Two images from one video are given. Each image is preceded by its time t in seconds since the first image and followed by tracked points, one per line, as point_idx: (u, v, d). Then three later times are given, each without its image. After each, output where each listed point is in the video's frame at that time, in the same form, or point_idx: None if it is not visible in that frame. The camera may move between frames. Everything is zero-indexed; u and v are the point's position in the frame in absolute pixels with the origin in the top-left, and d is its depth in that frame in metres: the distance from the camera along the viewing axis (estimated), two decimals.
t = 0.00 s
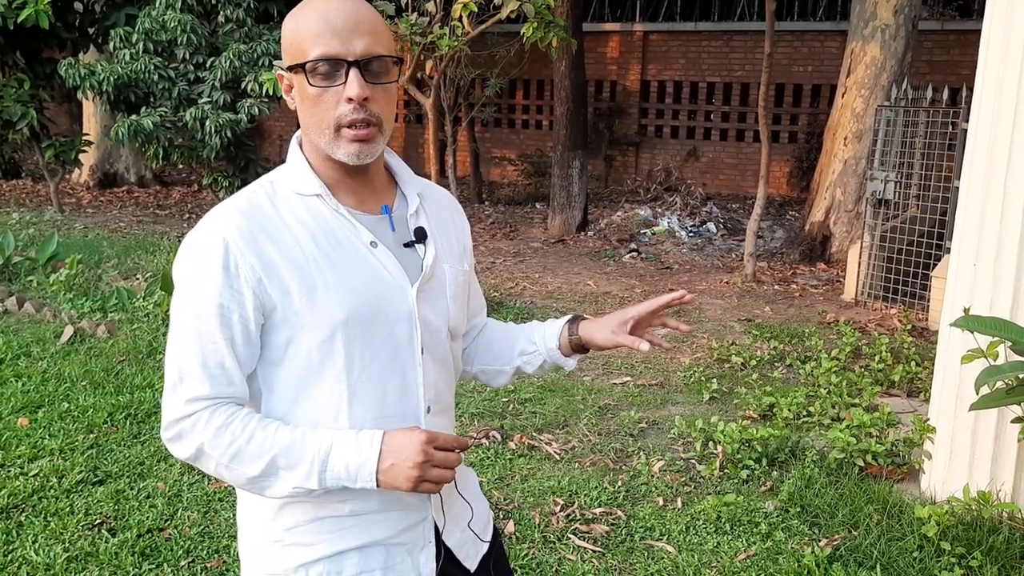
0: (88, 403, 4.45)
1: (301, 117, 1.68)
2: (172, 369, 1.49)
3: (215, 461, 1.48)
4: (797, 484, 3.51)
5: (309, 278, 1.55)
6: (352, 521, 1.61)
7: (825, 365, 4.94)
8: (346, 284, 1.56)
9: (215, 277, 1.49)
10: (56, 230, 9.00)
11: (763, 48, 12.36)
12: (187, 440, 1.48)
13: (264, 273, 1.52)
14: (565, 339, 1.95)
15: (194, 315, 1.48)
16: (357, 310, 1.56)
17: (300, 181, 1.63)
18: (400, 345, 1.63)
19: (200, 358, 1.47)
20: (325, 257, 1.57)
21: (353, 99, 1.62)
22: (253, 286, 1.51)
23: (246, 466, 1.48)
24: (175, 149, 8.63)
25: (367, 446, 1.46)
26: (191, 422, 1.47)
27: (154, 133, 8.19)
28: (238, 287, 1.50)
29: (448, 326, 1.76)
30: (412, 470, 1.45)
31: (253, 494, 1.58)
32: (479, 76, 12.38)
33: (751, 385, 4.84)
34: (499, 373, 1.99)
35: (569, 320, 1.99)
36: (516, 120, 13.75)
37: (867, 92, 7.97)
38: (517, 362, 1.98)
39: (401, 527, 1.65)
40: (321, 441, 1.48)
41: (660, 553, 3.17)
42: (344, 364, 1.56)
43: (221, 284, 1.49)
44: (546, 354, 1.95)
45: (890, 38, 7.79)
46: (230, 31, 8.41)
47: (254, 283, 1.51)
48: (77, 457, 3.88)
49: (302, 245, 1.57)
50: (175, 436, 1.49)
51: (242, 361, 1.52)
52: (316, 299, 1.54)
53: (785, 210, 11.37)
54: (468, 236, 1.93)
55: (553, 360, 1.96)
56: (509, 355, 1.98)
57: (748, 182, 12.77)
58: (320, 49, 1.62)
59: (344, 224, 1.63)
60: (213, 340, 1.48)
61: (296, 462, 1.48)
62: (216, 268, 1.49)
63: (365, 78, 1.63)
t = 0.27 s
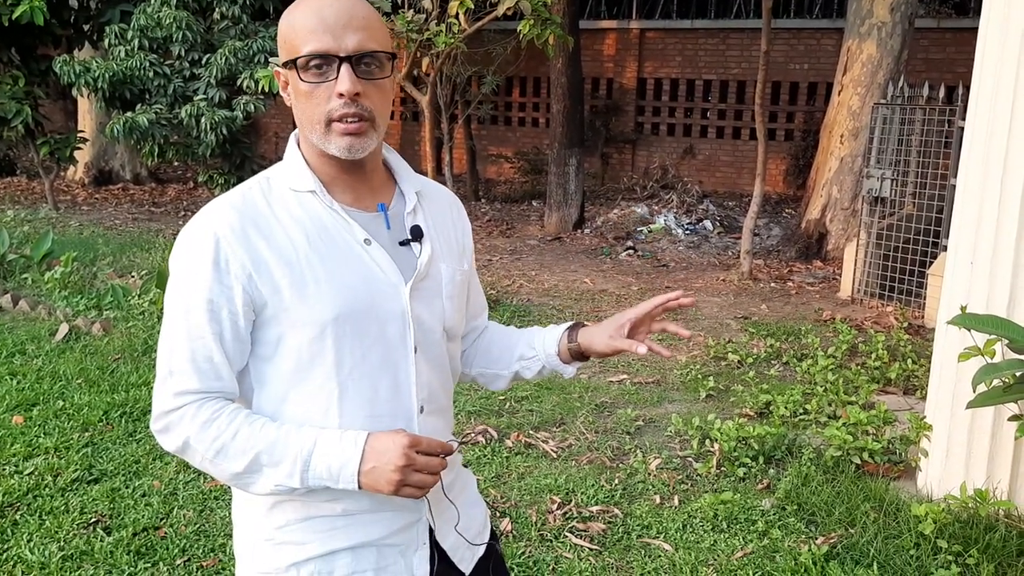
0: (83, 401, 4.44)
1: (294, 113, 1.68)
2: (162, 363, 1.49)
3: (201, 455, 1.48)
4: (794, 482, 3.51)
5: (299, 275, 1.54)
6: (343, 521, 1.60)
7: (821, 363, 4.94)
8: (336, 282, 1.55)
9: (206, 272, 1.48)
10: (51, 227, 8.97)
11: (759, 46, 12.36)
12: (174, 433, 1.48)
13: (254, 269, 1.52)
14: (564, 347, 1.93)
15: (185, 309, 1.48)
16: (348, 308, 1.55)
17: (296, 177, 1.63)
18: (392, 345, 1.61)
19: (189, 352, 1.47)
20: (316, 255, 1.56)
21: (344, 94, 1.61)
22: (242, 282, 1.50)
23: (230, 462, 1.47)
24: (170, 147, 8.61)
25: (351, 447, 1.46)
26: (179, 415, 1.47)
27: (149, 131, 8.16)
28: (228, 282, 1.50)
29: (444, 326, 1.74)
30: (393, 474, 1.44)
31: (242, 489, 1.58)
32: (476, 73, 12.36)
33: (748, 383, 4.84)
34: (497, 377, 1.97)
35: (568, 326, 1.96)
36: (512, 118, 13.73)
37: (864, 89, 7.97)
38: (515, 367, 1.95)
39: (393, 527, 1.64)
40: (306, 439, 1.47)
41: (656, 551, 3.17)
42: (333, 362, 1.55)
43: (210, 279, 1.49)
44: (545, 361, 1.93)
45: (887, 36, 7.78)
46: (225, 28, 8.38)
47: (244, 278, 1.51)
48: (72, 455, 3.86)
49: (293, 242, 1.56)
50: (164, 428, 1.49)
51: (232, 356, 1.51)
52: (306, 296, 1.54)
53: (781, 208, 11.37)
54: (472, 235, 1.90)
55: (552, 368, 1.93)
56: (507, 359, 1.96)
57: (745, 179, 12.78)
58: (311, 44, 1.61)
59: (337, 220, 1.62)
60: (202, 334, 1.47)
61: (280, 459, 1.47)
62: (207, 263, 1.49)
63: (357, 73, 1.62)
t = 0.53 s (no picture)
0: (72, 400, 4.41)
1: (287, 112, 1.66)
2: (150, 361, 1.48)
3: (186, 454, 1.46)
4: (786, 480, 3.51)
5: (287, 274, 1.53)
6: (323, 523, 1.59)
7: (813, 362, 4.95)
8: (325, 281, 1.54)
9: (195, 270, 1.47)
10: (39, 225, 8.91)
11: (750, 45, 12.38)
12: (161, 430, 1.47)
13: (242, 267, 1.50)
14: (552, 363, 1.88)
15: (174, 307, 1.47)
16: (336, 308, 1.54)
17: (288, 176, 1.62)
18: (379, 348, 1.59)
19: (177, 350, 1.46)
20: (305, 255, 1.54)
21: (336, 85, 1.60)
22: (231, 280, 1.49)
23: (215, 461, 1.46)
24: (160, 145, 8.56)
25: (336, 449, 1.44)
26: (166, 413, 1.46)
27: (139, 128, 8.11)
28: (216, 280, 1.49)
29: (434, 330, 1.71)
30: (378, 477, 1.42)
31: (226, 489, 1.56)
32: (467, 71, 12.34)
33: (740, 381, 4.85)
34: (486, 386, 1.94)
35: (557, 341, 1.92)
36: (504, 116, 13.72)
37: (855, 88, 7.99)
38: (504, 377, 1.92)
39: (375, 531, 1.62)
40: (291, 441, 1.46)
41: (648, 550, 3.16)
42: (321, 363, 1.54)
43: (199, 277, 1.47)
44: (532, 373, 1.89)
45: (878, 35, 7.80)
46: (216, 25, 8.35)
47: (232, 277, 1.49)
48: (60, 455, 3.83)
49: (282, 241, 1.55)
50: (150, 426, 1.48)
51: (220, 355, 1.50)
52: (295, 295, 1.52)
53: (773, 207, 11.39)
54: (468, 236, 1.88)
55: (539, 381, 1.89)
56: (495, 368, 1.92)
57: (737, 178, 12.79)
58: (301, 38, 1.60)
59: (328, 220, 1.60)
60: (190, 333, 1.46)
61: (265, 460, 1.45)
62: (196, 261, 1.48)
63: (348, 64, 1.61)
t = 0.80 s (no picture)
0: (55, 400, 4.36)
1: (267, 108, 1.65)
2: (126, 354, 1.48)
3: (159, 448, 1.46)
4: (772, 478, 3.52)
5: (262, 269, 1.51)
6: (297, 521, 1.58)
7: (799, 359, 4.96)
8: (301, 277, 1.52)
9: (170, 263, 1.47)
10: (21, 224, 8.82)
11: (736, 43, 12.41)
12: (135, 423, 1.46)
13: (218, 261, 1.50)
14: (534, 363, 1.86)
15: (150, 300, 1.47)
16: (312, 304, 1.52)
17: (269, 170, 1.60)
18: (357, 345, 1.57)
19: (152, 343, 1.46)
20: (281, 249, 1.53)
21: (315, 79, 1.58)
22: (206, 274, 1.48)
23: (187, 455, 1.45)
24: (143, 142, 8.49)
25: (308, 446, 1.43)
26: (141, 406, 1.46)
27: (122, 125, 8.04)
28: (192, 273, 1.48)
29: (416, 329, 1.68)
30: (348, 475, 1.41)
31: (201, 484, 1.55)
32: (454, 69, 12.31)
33: (726, 379, 4.86)
34: (471, 387, 1.93)
35: (539, 341, 1.90)
36: (491, 114, 13.70)
37: (840, 87, 8.02)
38: (488, 377, 1.90)
39: (351, 531, 1.61)
40: (263, 437, 1.45)
41: (635, 548, 3.16)
42: (297, 359, 1.52)
43: (175, 270, 1.47)
44: (515, 374, 1.87)
45: (863, 33, 7.83)
46: (200, 22, 8.31)
47: (208, 270, 1.48)
48: (43, 455, 3.79)
49: (258, 235, 1.54)
50: (125, 418, 1.48)
51: (196, 349, 1.49)
52: (270, 290, 1.51)
53: (759, 205, 11.43)
54: (456, 235, 1.84)
55: (523, 381, 1.88)
56: (479, 369, 1.91)
57: (723, 176, 12.82)
58: (280, 33, 1.59)
59: (306, 215, 1.59)
60: (165, 326, 1.46)
61: (237, 456, 1.44)
62: (171, 254, 1.47)
63: (327, 59, 1.60)
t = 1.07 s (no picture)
0: (35, 404, 4.32)
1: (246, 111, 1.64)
2: (105, 360, 1.48)
3: (139, 453, 1.46)
4: (755, 477, 3.54)
5: (239, 272, 1.51)
6: (277, 524, 1.57)
7: (781, 359, 4.99)
8: (278, 279, 1.52)
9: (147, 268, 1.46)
10: None
11: (719, 44, 12.48)
12: (115, 429, 1.46)
13: (195, 266, 1.49)
14: (512, 356, 1.84)
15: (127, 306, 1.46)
16: (289, 308, 1.52)
17: (245, 174, 1.60)
18: (334, 347, 1.57)
19: (129, 349, 1.45)
20: (258, 253, 1.53)
21: (294, 84, 1.58)
22: (183, 279, 1.48)
23: (166, 460, 1.45)
24: (124, 143, 8.42)
25: (285, 450, 1.43)
26: (119, 412, 1.45)
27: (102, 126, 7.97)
28: (169, 278, 1.47)
29: (396, 330, 1.68)
30: (326, 479, 1.41)
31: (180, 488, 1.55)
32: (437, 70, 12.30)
33: (709, 379, 4.88)
34: (456, 385, 1.92)
35: (517, 334, 1.88)
36: (474, 115, 13.69)
37: (821, 88, 8.07)
38: (470, 374, 1.89)
39: (331, 533, 1.60)
40: (241, 442, 1.45)
41: (619, 549, 3.17)
42: (275, 363, 1.52)
43: (151, 275, 1.46)
44: (496, 370, 1.86)
45: (844, 35, 7.90)
46: (181, 22, 8.27)
47: (184, 275, 1.48)
48: (23, 459, 3.76)
49: (235, 239, 1.53)
50: (104, 424, 1.47)
51: (174, 354, 1.49)
52: (247, 294, 1.50)
53: (742, 205, 11.49)
54: (438, 233, 1.83)
55: (503, 376, 1.86)
56: (461, 368, 1.90)
57: (705, 177, 12.88)
58: (260, 36, 1.59)
59: (283, 218, 1.58)
60: (143, 332, 1.45)
61: (215, 461, 1.44)
62: (147, 259, 1.46)
63: (307, 64, 1.60)
